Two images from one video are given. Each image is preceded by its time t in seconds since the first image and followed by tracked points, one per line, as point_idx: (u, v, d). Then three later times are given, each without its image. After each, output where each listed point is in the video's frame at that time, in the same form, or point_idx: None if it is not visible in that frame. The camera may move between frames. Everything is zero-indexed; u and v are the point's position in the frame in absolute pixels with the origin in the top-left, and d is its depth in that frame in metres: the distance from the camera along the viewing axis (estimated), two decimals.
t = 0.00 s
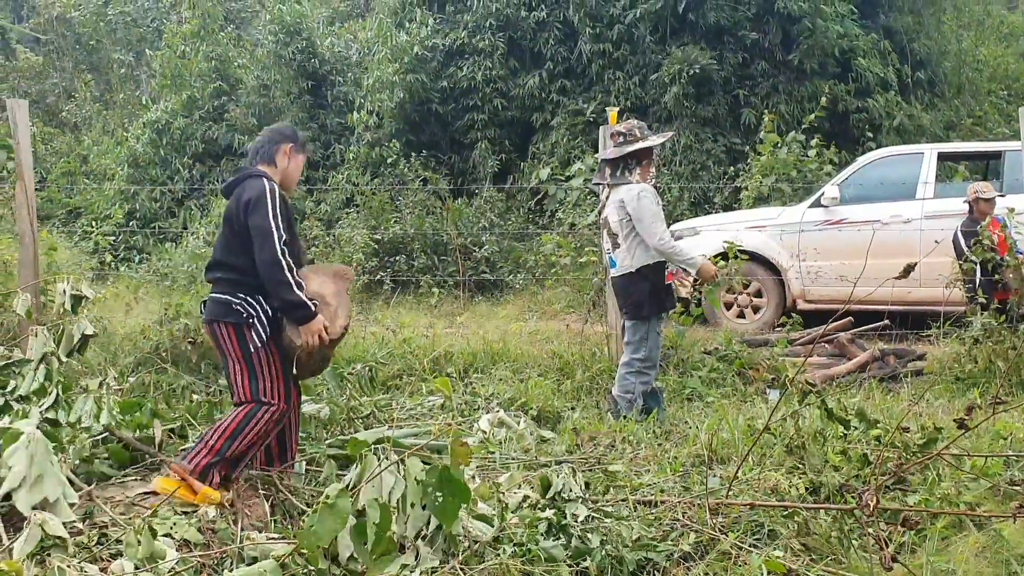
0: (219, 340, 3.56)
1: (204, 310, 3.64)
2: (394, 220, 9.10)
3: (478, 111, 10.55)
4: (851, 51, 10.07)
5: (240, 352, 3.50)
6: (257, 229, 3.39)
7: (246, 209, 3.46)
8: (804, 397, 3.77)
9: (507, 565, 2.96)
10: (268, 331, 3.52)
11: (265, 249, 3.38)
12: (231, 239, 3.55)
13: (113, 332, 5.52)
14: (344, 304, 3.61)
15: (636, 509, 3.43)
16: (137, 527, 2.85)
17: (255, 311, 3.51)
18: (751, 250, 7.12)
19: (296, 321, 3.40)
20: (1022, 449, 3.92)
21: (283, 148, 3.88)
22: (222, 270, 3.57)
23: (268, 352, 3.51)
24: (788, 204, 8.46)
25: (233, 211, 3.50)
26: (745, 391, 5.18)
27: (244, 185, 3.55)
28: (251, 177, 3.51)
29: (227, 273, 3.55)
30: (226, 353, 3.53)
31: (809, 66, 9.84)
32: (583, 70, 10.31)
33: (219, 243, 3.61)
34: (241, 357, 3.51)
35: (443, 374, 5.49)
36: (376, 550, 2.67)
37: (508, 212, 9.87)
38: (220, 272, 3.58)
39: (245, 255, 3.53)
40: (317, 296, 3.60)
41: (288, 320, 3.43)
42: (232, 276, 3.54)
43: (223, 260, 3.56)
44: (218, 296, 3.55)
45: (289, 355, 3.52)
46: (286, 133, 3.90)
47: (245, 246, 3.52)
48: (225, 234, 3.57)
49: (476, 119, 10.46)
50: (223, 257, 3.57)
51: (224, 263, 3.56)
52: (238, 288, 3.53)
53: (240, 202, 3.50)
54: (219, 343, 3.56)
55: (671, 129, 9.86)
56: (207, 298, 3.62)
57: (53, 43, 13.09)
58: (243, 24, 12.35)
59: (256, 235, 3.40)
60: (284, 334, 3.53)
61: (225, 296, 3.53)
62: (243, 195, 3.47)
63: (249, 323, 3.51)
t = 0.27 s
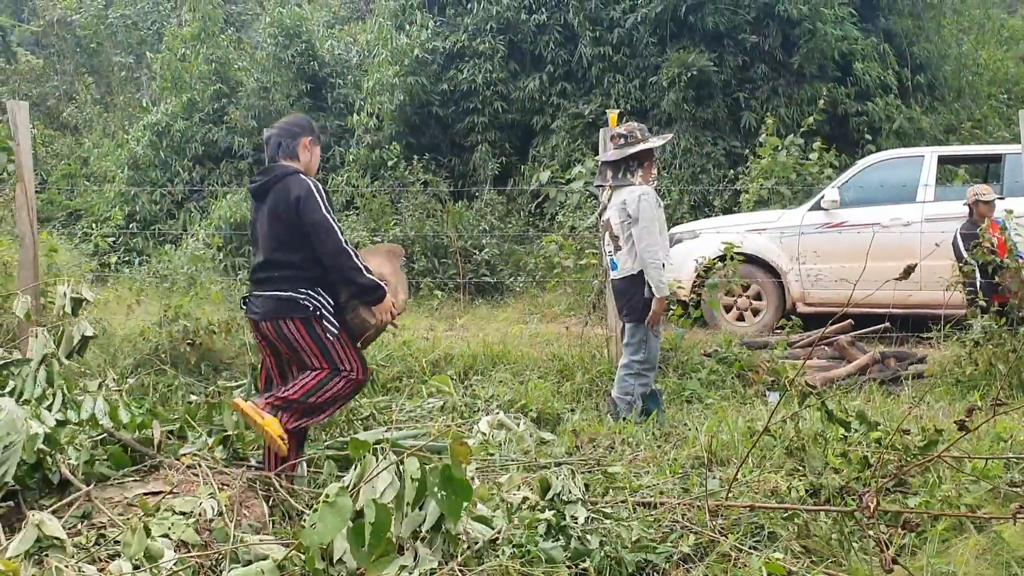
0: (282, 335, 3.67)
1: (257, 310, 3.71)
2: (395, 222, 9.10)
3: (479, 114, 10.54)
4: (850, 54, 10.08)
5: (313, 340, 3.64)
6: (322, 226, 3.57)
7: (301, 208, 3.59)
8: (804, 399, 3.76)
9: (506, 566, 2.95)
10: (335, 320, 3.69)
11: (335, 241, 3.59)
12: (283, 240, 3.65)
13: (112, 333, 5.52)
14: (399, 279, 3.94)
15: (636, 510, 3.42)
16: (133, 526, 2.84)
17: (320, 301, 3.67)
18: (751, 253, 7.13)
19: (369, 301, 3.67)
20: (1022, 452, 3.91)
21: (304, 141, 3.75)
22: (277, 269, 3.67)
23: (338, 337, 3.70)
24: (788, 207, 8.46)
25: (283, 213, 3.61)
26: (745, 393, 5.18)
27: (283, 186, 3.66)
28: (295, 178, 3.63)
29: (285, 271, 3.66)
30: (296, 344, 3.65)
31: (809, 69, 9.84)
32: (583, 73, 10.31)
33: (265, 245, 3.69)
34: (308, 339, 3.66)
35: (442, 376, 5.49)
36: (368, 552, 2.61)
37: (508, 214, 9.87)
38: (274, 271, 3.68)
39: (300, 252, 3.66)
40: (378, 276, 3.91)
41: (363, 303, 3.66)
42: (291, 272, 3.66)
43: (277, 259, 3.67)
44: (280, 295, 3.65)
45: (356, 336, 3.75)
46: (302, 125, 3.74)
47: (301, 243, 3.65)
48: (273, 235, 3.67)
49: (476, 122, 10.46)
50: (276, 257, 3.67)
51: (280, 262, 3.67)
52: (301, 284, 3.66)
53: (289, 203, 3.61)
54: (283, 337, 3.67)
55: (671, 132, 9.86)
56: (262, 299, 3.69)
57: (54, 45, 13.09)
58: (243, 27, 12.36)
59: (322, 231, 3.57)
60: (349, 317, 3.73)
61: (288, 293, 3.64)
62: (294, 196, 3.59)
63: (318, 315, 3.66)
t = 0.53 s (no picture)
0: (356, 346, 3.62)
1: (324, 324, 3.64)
2: (391, 223, 9.09)
3: (475, 115, 10.54)
4: (846, 56, 10.08)
5: (388, 352, 3.62)
6: (387, 240, 3.53)
7: (362, 225, 3.54)
8: (799, 400, 3.76)
9: (501, 566, 2.93)
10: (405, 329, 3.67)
11: (399, 254, 3.56)
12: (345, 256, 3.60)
13: (107, 333, 5.51)
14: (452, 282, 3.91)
15: (631, 511, 3.41)
16: (125, 525, 2.84)
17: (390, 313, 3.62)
18: (746, 255, 7.17)
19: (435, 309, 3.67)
20: (1018, 453, 3.91)
21: (347, 154, 3.73)
22: (342, 285, 3.62)
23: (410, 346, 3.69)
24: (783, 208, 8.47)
25: (343, 229, 3.55)
26: (741, 394, 5.17)
27: (338, 203, 3.60)
28: (350, 194, 3.58)
29: (350, 286, 3.61)
30: (371, 356, 3.62)
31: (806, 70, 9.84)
32: (580, 75, 10.30)
33: (326, 263, 3.63)
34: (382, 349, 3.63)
35: (438, 377, 5.48)
36: (348, 556, 2.57)
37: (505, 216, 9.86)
38: (340, 287, 3.62)
39: (362, 267, 3.61)
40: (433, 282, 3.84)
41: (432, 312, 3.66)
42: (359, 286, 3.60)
43: (342, 275, 3.61)
44: (350, 310, 3.60)
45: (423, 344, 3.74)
46: (344, 139, 3.73)
47: (363, 257, 3.61)
48: (334, 251, 3.60)
49: (473, 123, 10.45)
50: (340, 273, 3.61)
51: (346, 277, 3.61)
52: (371, 297, 3.61)
53: (347, 220, 3.56)
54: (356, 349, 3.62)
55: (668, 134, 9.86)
56: (332, 315, 3.63)
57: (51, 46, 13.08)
58: (240, 28, 12.35)
59: (387, 245, 3.54)
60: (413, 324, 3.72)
61: (357, 307, 3.59)
62: (353, 213, 3.54)
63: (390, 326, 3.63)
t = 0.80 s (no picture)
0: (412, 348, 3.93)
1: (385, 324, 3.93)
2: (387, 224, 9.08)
3: (471, 115, 10.53)
4: (842, 58, 10.09)
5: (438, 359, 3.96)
6: (462, 253, 3.85)
7: (443, 235, 3.84)
8: (795, 401, 3.77)
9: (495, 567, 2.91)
10: (455, 340, 4.01)
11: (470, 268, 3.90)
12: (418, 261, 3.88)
13: (101, 333, 5.49)
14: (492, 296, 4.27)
15: (626, 512, 3.41)
16: (120, 526, 2.83)
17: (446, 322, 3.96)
18: (742, 256, 7.18)
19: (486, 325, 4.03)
20: (1012, 455, 3.91)
21: (428, 164, 3.96)
22: (408, 289, 3.89)
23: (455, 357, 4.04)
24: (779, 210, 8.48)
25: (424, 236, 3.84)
26: (736, 395, 5.18)
27: (421, 211, 3.88)
28: (434, 204, 3.87)
29: (416, 290, 3.90)
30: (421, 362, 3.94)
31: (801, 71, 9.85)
32: (576, 76, 10.31)
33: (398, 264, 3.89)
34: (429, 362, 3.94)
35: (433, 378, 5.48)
36: (340, 556, 2.56)
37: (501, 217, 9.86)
38: (407, 289, 3.90)
39: (431, 274, 3.91)
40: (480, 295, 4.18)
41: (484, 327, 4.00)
42: (424, 293, 3.91)
43: (411, 280, 3.89)
44: (414, 312, 3.90)
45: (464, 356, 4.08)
46: (427, 149, 3.95)
47: (433, 265, 3.91)
48: (409, 255, 3.88)
49: (469, 124, 10.45)
50: (408, 277, 3.89)
51: (415, 282, 3.90)
52: (433, 304, 3.93)
53: (429, 228, 3.85)
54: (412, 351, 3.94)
55: (664, 135, 9.87)
56: (395, 314, 3.91)
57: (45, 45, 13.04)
58: (235, 27, 12.33)
59: (461, 258, 3.86)
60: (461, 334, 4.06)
61: (421, 311, 3.91)
62: (437, 222, 3.83)
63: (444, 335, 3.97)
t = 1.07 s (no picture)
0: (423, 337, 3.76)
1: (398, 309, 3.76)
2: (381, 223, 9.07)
3: (466, 115, 10.53)
4: (836, 59, 10.11)
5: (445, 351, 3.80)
6: (478, 247, 3.68)
7: (460, 225, 3.68)
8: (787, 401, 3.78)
9: (488, 565, 2.93)
10: (465, 332, 3.86)
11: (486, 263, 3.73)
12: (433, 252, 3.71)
13: (93, 333, 5.48)
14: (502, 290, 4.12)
15: (618, 513, 3.42)
16: (112, 526, 2.81)
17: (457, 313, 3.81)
18: (736, 257, 7.19)
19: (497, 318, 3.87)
20: (1004, 455, 3.92)
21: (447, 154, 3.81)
22: (420, 277, 3.73)
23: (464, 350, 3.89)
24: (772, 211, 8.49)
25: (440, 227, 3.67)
26: (728, 395, 5.18)
27: (439, 202, 3.71)
28: (453, 195, 3.70)
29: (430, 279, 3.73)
30: (427, 352, 3.77)
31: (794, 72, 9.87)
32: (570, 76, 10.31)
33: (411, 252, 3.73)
34: (437, 354, 3.79)
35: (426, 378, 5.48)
36: (332, 556, 2.56)
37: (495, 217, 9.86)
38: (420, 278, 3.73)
39: (445, 265, 3.75)
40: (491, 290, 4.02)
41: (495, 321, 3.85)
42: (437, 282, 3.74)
43: (425, 267, 3.72)
44: (423, 301, 3.73)
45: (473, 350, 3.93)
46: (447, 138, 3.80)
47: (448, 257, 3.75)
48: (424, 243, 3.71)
49: (463, 124, 10.44)
50: (422, 265, 3.72)
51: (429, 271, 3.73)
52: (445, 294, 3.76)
53: (445, 219, 3.69)
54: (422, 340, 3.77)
55: (658, 135, 9.88)
56: (405, 302, 3.76)
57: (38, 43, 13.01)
58: (229, 27, 12.32)
59: (476, 251, 3.68)
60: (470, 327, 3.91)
61: (432, 301, 3.74)
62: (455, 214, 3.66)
63: (454, 325, 3.81)
